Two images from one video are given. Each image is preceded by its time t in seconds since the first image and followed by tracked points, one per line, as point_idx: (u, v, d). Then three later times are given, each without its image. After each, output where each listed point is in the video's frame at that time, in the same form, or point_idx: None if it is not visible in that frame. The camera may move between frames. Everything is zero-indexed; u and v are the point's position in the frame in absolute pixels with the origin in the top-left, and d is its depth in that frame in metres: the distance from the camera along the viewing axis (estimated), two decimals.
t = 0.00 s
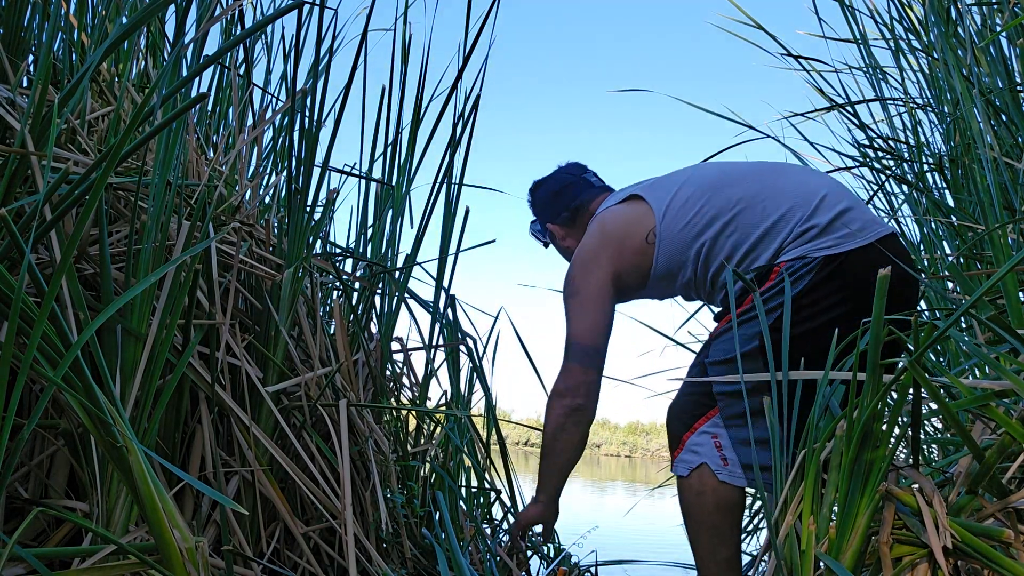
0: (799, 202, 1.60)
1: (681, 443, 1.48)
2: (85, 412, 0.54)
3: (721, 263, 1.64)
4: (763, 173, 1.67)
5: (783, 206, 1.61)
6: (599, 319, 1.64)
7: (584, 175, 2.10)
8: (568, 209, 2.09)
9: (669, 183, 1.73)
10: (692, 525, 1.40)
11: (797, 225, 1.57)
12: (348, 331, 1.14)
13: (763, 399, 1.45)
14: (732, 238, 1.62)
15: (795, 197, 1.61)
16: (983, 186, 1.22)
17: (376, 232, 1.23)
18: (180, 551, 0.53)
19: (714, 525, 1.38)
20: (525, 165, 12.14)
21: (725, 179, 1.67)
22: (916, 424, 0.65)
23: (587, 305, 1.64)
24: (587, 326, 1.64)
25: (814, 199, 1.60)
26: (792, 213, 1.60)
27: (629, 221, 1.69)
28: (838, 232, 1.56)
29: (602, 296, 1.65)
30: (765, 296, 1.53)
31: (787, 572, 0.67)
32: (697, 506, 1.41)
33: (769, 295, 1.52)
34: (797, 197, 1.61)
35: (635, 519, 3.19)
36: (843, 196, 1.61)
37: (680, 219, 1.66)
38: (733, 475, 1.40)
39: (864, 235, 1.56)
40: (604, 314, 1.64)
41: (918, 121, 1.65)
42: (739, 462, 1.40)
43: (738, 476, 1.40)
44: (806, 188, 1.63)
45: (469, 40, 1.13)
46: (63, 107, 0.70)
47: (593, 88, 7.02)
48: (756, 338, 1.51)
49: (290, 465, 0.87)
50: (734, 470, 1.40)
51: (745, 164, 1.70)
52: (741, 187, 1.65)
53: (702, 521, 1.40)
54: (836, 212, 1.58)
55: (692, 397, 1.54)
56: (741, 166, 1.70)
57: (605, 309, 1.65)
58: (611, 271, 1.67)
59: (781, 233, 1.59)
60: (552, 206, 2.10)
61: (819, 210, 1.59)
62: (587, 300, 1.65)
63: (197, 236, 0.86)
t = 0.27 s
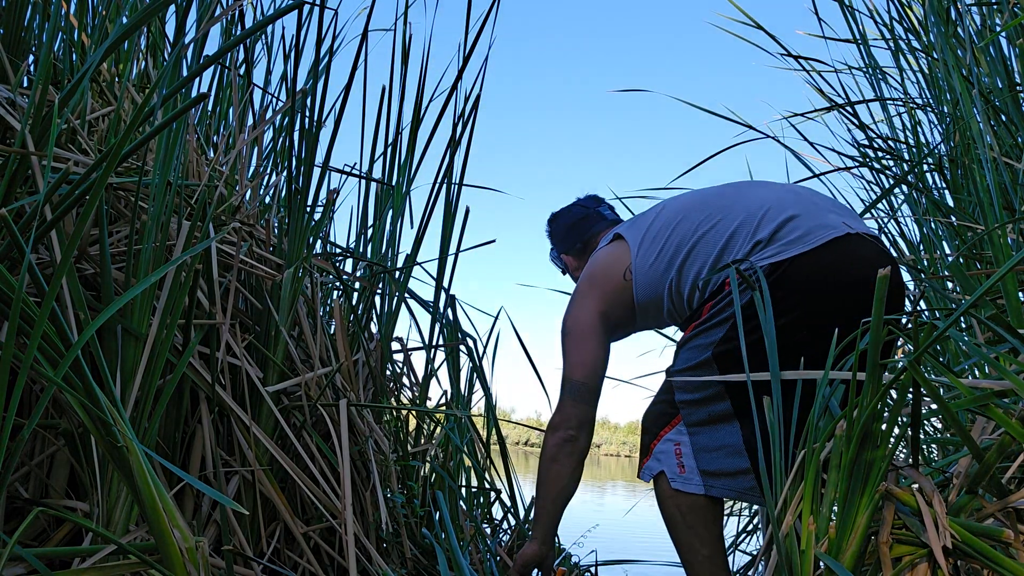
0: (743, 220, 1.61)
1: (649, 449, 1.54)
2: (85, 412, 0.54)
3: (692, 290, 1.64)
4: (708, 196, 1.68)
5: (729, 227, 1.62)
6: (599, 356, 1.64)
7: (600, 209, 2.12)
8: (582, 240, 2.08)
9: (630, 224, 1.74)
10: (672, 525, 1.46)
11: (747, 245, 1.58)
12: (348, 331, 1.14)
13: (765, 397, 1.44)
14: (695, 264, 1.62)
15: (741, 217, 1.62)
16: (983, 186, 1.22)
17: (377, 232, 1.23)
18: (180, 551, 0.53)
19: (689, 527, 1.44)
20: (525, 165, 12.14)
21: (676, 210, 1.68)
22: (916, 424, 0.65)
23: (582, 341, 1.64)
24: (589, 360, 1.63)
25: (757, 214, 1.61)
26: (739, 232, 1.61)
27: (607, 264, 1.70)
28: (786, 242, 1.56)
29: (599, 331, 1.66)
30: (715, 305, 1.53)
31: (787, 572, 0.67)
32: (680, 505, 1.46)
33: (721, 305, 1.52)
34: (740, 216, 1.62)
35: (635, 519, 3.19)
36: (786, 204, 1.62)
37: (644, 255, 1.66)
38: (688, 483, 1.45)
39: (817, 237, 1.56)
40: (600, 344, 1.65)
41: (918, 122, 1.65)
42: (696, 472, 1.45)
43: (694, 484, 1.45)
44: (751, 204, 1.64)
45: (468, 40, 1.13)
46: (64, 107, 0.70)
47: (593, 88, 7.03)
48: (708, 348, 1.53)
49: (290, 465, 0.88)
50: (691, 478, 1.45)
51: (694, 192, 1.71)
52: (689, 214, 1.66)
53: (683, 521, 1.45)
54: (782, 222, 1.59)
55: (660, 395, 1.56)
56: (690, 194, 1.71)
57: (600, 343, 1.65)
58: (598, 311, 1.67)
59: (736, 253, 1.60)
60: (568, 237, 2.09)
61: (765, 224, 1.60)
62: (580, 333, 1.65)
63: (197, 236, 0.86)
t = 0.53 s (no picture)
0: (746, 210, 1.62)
1: (652, 451, 1.53)
2: (85, 411, 0.54)
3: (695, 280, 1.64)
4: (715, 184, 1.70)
5: (732, 217, 1.63)
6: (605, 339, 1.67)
7: (609, 194, 2.11)
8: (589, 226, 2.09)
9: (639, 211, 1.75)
10: (675, 527, 1.46)
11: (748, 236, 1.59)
12: (348, 331, 1.14)
13: (764, 397, 1.44)
14: (698, 251, 1.63)
15: (746, 207, 1.64)
16: (983, 186, 1.22)
17: (376, 232, 1.23)
18: (180, 551, 0.53)
19: (692, 529, 1.44)
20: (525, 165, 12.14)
21: (683, 198, 1.69)
22: (916, 423, 0.65)
23: (588, 325, 1.68)
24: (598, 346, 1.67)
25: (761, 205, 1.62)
26: (741, 222, 1.63)
27: (613, 252, 1.73)
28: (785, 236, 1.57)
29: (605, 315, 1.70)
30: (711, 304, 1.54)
31: (787, 572, 0.67)
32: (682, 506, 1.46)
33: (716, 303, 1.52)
34: (744, 206, 1.64)
35: (635, 519, 3.19)
36: (789, 198, 1.62)
37: (649, 242, 1.68)
38: (694, 484, 1.45)
39: (817, 232, 1.57)
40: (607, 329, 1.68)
41: (918, 121, 1.65)
42: (701, 473, 1.45)
43: (700, 485, 1.45)
44: (757, 195, 1.65)
45: (468, 40, 1.13)
46: (63, 107, 0.70)
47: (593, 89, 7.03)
48: (705, 347, 1.53)
49: (290, 465, 0.88)
50: (696, 479, 1.45)
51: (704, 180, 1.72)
52: (696, 202, 1.67)
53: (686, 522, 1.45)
54: (784, 215, 1.60)
55: (660, 398, 1.57)
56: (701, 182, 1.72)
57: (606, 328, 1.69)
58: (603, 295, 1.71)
59: (736, 244, 1.61)
60: (574, 221, 2.10)
61: (766, 215, 1.61)
62: (585, 318, 1.69)
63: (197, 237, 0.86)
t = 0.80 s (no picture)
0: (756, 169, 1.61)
1: (660, 454, 1.54)
2: (84, 412, 0.54)
3: (688, 217, 1.66)
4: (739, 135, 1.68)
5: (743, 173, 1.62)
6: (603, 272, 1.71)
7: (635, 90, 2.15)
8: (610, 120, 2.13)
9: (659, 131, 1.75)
10: (683, 530, 1.45)
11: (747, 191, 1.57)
12: (348, 331, 1.14)
13: (764, 398, 1.44)
14: (703, 191, 1.64)
15: (758, 165, 1.62)
16: (984, 186, 1.22)
17: (376, 232, 1.22)
18: (180, 552, 0.53)
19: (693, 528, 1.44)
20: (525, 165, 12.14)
21: (705, 137, 1.69)
22: (917, 424, 0.65)
23: (588, 204, 1.75)
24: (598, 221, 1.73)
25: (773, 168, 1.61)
26: (751, 175, 1.61)
27: (624, 155, 1.77)
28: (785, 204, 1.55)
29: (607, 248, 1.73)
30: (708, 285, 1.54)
31: (788, 573, 0.66)
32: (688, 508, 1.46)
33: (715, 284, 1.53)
34: (758, 164, 1.62)
35: (635, 520, 3.19)
36: (802, 169, 1.61)
37: (658, 169, 1.70)
38: (700, 486, 1.45)
39: (816, 217, 1.55)
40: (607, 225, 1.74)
41: (919, 121, 1.65)
42: (706, 474, 1.44)
43: (706, 486, 1.44)
44: (774, 156, 1.64)
45: (469, 39, 1.13)
46: (63, 106, 0.70)
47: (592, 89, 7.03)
48: (699, 339, 1.53)
49: (289, 465, 0.87)
50: (702, 480, 1.45)
51: (732, 127, 1.71)
52: (712, 147, 1.67)
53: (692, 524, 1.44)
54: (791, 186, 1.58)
55: (665, 400, 1.57)
56: (728, 126, 1.71)
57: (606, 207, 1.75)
58: (608, 180, 1.75)
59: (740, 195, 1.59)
60: (596, 112, 2.14)
61: (776, 179, 1.59)
62: (591, 198, 1.75)
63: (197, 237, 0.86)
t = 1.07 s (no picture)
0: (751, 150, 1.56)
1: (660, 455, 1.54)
2: (85, 412, 0.54)
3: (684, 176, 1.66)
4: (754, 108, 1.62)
5: (744, 151, 1.57)
6: (616, 174, 1.73)
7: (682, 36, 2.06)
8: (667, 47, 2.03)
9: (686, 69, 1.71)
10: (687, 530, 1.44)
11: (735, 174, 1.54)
12: (348, 331, 1.14)
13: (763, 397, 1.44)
14: (706, 158, 1.61)
15: (760, 147, 1.57)
16: (983, 185, 1.22)
17: (376, 232, 1.23)
18: (180, 551, 0.53)
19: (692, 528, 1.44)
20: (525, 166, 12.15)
21: (722, 101, 1.63)
22: (916, 423, 0.65)
23: (609, 115, 1.74)
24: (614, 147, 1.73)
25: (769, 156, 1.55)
26: (752, 156, 1.57)
27: (651, 72, 1.73)
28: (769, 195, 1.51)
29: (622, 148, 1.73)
30: (699, 268, 1.55)
31: (788, 572, 0.66)
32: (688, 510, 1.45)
33: (705, 269, 1.54)
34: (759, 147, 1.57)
35: (635, 520, 3.19)
36: (800, 166, 1.56)
37: (675, 109, 1.67)
38: (694, 482, 1.45)
39: (797, 218, 1.52)
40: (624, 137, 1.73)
41: (918, 121, 1.65)
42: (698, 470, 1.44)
43: (699, 482, 1.44)
44: (775, 142, 1.58)
45: (468, 40, 1.13)
46: (63, 106, 0.70)
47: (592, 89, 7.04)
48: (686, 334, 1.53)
49: (290, 465, 0.87)
50: (695, 477, 1.44)
51: (753, 95, 1.64)
52: (723, 113, 1.62)
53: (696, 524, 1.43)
54: (782, 180, 1.54)
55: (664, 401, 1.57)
56: (749, 91, 1.64)
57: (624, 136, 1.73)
58: (629, 88, 1.73)
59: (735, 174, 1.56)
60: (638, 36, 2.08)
61: (770, 168, 1.55)
62: (613, 104, 1.73)
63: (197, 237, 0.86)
